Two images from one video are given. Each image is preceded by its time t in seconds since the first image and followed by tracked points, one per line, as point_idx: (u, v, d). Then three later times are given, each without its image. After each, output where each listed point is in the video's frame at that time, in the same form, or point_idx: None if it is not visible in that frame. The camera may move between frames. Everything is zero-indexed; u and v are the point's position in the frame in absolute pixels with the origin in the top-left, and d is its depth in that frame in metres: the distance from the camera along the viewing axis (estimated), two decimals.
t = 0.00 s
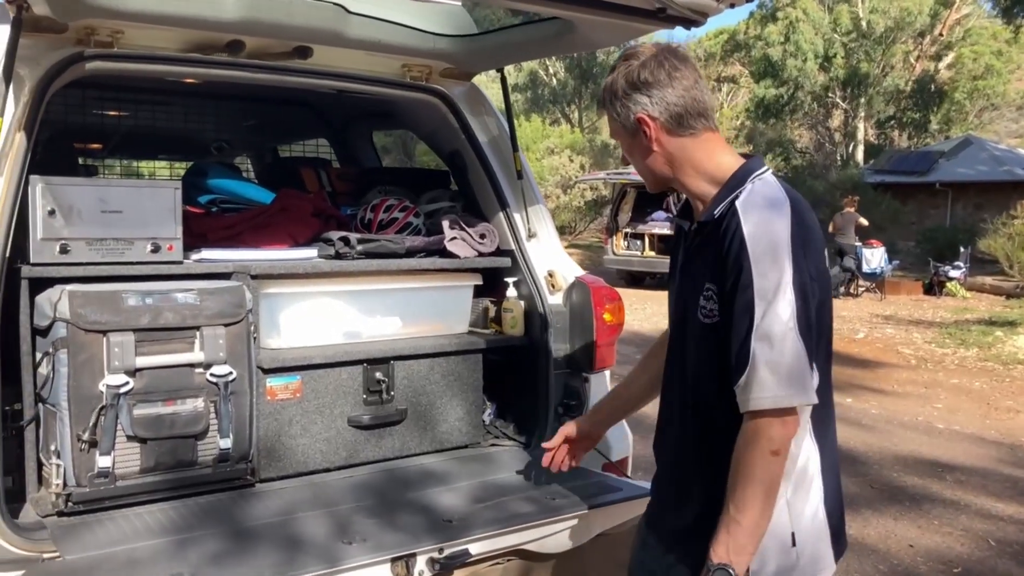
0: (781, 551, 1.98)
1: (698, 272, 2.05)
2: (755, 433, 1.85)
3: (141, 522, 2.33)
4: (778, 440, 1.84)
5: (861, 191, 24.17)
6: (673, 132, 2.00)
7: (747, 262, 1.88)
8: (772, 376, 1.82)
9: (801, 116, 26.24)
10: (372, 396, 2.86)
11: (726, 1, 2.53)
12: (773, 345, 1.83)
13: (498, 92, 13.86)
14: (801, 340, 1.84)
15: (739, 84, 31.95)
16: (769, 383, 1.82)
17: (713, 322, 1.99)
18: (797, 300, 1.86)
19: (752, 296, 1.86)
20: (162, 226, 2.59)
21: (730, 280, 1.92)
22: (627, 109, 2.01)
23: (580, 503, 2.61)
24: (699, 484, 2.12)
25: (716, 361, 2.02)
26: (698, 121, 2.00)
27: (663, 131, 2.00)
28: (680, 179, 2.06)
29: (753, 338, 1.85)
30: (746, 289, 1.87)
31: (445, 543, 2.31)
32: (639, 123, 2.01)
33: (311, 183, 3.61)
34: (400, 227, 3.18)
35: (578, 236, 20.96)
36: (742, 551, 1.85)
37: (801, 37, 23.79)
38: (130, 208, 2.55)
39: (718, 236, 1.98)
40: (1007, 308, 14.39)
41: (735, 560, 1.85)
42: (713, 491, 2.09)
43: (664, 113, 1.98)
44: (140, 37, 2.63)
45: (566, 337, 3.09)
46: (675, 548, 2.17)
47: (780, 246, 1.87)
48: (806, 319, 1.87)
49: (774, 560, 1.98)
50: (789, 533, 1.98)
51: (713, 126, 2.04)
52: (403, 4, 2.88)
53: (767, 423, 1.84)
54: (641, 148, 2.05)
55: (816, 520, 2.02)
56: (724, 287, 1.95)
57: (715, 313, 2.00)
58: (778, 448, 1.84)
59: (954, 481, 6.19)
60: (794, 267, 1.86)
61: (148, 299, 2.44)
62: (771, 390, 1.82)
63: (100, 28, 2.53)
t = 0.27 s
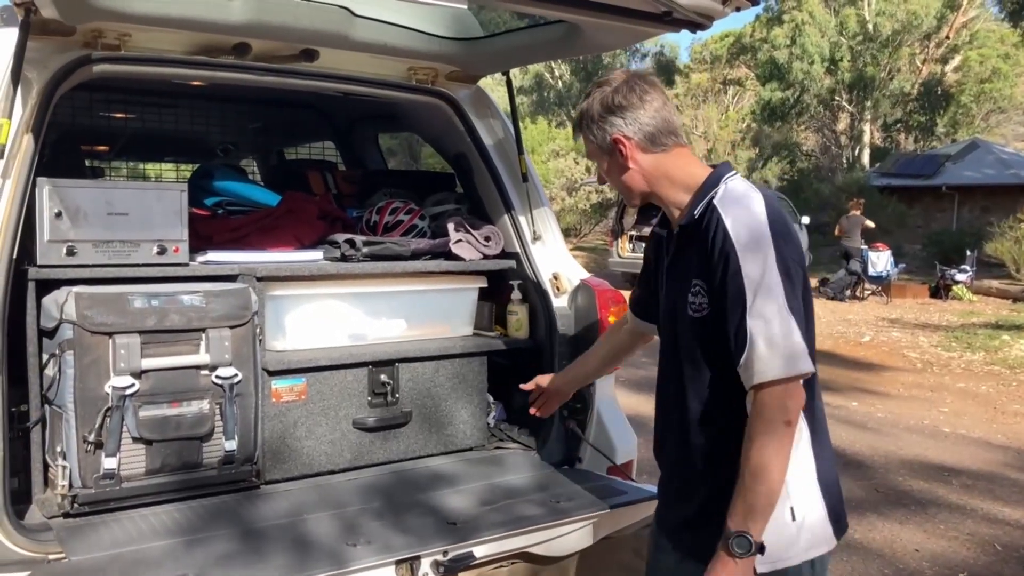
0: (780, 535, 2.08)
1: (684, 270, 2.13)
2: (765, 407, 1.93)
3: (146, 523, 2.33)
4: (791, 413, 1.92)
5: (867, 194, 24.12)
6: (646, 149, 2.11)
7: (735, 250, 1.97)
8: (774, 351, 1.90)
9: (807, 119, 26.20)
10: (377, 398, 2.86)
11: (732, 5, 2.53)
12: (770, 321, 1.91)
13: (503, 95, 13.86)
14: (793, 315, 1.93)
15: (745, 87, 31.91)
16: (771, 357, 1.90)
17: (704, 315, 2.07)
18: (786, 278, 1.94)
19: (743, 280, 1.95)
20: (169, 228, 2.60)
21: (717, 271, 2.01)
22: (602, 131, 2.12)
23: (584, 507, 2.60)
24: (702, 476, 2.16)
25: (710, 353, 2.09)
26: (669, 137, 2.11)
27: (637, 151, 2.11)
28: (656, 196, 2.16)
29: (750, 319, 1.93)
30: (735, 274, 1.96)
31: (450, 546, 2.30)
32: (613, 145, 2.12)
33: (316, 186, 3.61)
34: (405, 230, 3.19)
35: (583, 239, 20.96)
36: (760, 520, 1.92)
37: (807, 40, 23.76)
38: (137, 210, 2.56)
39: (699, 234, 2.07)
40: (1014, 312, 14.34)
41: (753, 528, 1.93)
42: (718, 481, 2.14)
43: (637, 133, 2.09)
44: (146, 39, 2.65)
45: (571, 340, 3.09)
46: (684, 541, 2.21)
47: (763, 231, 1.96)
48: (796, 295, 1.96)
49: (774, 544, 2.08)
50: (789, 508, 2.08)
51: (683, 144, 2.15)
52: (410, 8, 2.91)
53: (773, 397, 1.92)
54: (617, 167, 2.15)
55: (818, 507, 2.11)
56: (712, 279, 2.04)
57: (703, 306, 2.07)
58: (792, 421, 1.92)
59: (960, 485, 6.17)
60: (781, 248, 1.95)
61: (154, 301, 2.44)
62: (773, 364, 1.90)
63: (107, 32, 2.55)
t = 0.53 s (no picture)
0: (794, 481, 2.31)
1: (656, 265, 2.37)
2: (770, 356, 2.17)
3: (150, 516, 2.34)
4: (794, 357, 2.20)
5: (870, 190, 24.09)
6: (599, 172, 2.39)
7: (705, 231, 2.23)
8: (764, 306, 2.16)
9: (810, 115, 26.15)
10: (379, 392, 2.86)
11: None
12: (755, 280, 2.18)
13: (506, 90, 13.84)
14: (768, 274, 2.20)
15: (748, 82, 31.85)
16: (761, 311, 2.16)
17: (681, 298, 2.31)
18: (756, 244, 2.22)
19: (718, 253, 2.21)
20: (170, 222, 2.60)
21: (689, 255, 2.27)
22: (558, 163, 2.42)
23: (587, 502, 2.60)
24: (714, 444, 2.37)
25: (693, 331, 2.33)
26: (619, 159, 2.39)
27: (591, 175, 2.39)
28: (615, 212, 2.42)
29: (737, 284, 2.18)
30: (706, 251, 2.23)
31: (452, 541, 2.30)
32: (570, 173, 2.41)
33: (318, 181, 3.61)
34: (407, 225, 3.18)
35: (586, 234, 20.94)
36: (785, 457, 2.17)
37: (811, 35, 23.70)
38: (138, 204, 2.56)
39: (662, 229, 2.34)
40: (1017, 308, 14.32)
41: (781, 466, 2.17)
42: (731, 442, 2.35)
43: (589, 159, 2.38)
44: (149, 34, 2.63)
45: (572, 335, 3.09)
46: (715, 508, 2.40)
47: (723, 214, 2.23)
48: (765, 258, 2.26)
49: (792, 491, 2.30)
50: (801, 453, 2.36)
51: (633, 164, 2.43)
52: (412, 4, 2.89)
53: (773, 348, 2.17)
54: (576, 192, 2.43)
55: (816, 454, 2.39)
56: (683, 263, 2.30)
57: (679, 292, 2.31)
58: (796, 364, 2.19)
59: (962, 481, 6.17)
60: (743, 220, 2.24)
61: (156, 295, 2.44)
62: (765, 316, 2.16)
63: (109, 25, 2.54)
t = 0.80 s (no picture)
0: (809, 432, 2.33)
1: (652, 241, 2.37)
2: (774, 312, 2.19)
3: (151, 500, 2.34)
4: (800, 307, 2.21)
5: (876, 177, 23.99)
6: (583, 164, 2.47)
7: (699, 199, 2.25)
8: (769, 261, 2.18)
9: (816, 101, 26.02)
10: (380, 377, 2.85)
11: None
12: (756, 238, 2.20)
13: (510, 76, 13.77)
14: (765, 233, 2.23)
15: (754, 68, 31.68)
16: (767, 266, 2.17)
17: (681, 269, 2.30)
18: (749, 208, 2.25)
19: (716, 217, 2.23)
20: (170, 208, 2.59)
21: (687, 224, 2.28)
22: (542, 160, 2.49)
23: (588, 487, 2.60)
24: (724, 410, 2.36)
25: (695, 302, 2.32)
26: (599, 151, 2.48)
27: (575, 168, 2.47)
28: (601, 203, 2.50)
29: (739, 244, 2.20)
30: (703, 217, 2.24)
31: (453, 526, 2.30)
32: (554, 167, 2.48)
33: (320, 166, 3.59)
34: (408, 210, 3.17)
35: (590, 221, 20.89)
36: (798, 406, 2.20)
37: (817, 21, 23.55)
38: (138, 189, 2.55)
39: (656, 204, 2.35)
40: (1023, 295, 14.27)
41: (794, 414, 2.20)
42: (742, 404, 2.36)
43: (573, 152, 2.46)
44: (148, 17, 2.63)
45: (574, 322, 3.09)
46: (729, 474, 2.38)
47: (714, 183, 2.26)
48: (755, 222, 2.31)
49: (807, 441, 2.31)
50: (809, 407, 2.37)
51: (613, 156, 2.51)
52: None
53: (779, 302, 2.18)
54: (562, 186, 2.50)
55: (825, 405, 2.42)
56: (680, 234, 2.30)
57: (678, 263, 2.30)
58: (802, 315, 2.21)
59: (966, 468, 6.16)
60: (732, 187, 2.28)
61: (156, 280, 2.43)
62: (771, 271, 2.17)
63: (107, 9, 2.54)
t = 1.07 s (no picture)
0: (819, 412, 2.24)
1: (663, 217, 2.30)
2: (786, 290, 2.12)
3: (152, 480, 2.33)
4: (811, 286, 2.14)
5: (895, 155, 23.70)
6: (595, 133, 2.41)
7: (713, 174, 2.19)
8: (783, 239, 2.11)
9: (836, 79, 25.71)
10: (384, 357, 2.82)
11: None
12: (770, 215, 2.14)
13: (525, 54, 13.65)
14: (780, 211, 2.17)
15: (772, 46, 31.32)
16: (780, 244, 2.11)
17: (693, 246, 2.24)
18: (764, 185, 2.19)
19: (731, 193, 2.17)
20: (170, 185, 2.56)
21: (701, 199, 2.21)
22: (553, 129, 2.42)
23: (591, 469, 2.58)
24: (736, 391, 2.31)
25: (708, 280, 2.26)
26: (612, 121, 2.43)
27: (587, 137, 2.41)
28: (612, 174, 2.44)
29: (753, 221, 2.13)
30: (717, 193, 2.18)
31: (454, 506, 2.28)
32: (565, 136, 2.42)
33: (325, 144, 3.55)
34: (413, 187, 3.12)
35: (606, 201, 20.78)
36: (807, 388, 2.13)
37: None
38: (137, 166, 2.51)
39: (668, 179, 2.28)
40: None
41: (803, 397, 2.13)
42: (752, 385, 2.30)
43: (584, 121, 2.40)
44: None
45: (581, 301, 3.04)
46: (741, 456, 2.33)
47: (730, 158, 2.20)
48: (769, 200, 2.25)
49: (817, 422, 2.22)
50: (821, 388, 2.27)
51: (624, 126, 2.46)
52: None
53: (792, 281, 2.12)
54: (573, 155, 2.44)
55: (837, 383, 2.32)
56: (693, 210, 2.24)
57: (690, 241, 2.24)
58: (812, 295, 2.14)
59: (983, 449, 6.08)
60: (748, 163, 2.22)
61: (155, 259, 2.41)
62: (785, 249, 2.11)
63: None
